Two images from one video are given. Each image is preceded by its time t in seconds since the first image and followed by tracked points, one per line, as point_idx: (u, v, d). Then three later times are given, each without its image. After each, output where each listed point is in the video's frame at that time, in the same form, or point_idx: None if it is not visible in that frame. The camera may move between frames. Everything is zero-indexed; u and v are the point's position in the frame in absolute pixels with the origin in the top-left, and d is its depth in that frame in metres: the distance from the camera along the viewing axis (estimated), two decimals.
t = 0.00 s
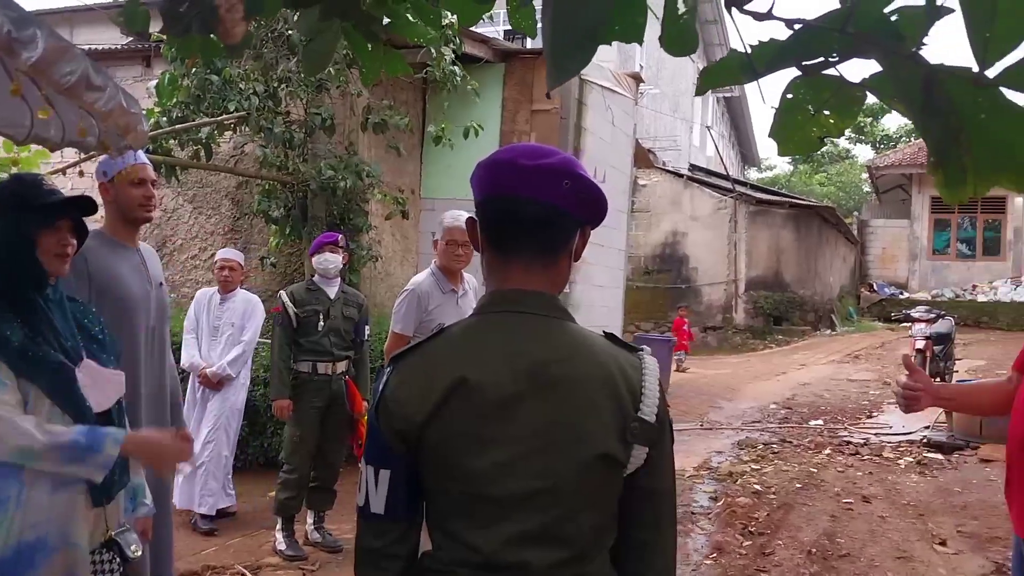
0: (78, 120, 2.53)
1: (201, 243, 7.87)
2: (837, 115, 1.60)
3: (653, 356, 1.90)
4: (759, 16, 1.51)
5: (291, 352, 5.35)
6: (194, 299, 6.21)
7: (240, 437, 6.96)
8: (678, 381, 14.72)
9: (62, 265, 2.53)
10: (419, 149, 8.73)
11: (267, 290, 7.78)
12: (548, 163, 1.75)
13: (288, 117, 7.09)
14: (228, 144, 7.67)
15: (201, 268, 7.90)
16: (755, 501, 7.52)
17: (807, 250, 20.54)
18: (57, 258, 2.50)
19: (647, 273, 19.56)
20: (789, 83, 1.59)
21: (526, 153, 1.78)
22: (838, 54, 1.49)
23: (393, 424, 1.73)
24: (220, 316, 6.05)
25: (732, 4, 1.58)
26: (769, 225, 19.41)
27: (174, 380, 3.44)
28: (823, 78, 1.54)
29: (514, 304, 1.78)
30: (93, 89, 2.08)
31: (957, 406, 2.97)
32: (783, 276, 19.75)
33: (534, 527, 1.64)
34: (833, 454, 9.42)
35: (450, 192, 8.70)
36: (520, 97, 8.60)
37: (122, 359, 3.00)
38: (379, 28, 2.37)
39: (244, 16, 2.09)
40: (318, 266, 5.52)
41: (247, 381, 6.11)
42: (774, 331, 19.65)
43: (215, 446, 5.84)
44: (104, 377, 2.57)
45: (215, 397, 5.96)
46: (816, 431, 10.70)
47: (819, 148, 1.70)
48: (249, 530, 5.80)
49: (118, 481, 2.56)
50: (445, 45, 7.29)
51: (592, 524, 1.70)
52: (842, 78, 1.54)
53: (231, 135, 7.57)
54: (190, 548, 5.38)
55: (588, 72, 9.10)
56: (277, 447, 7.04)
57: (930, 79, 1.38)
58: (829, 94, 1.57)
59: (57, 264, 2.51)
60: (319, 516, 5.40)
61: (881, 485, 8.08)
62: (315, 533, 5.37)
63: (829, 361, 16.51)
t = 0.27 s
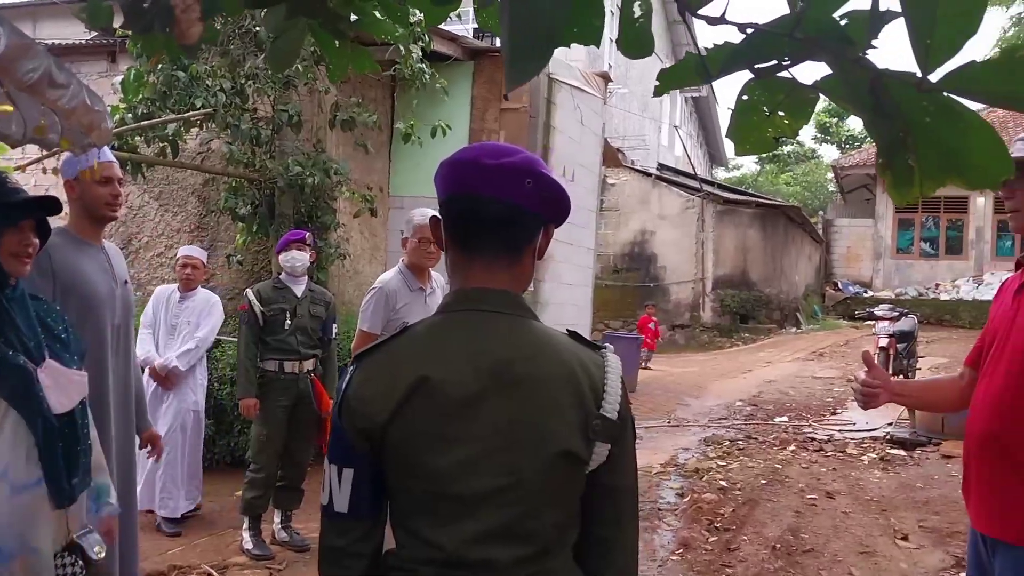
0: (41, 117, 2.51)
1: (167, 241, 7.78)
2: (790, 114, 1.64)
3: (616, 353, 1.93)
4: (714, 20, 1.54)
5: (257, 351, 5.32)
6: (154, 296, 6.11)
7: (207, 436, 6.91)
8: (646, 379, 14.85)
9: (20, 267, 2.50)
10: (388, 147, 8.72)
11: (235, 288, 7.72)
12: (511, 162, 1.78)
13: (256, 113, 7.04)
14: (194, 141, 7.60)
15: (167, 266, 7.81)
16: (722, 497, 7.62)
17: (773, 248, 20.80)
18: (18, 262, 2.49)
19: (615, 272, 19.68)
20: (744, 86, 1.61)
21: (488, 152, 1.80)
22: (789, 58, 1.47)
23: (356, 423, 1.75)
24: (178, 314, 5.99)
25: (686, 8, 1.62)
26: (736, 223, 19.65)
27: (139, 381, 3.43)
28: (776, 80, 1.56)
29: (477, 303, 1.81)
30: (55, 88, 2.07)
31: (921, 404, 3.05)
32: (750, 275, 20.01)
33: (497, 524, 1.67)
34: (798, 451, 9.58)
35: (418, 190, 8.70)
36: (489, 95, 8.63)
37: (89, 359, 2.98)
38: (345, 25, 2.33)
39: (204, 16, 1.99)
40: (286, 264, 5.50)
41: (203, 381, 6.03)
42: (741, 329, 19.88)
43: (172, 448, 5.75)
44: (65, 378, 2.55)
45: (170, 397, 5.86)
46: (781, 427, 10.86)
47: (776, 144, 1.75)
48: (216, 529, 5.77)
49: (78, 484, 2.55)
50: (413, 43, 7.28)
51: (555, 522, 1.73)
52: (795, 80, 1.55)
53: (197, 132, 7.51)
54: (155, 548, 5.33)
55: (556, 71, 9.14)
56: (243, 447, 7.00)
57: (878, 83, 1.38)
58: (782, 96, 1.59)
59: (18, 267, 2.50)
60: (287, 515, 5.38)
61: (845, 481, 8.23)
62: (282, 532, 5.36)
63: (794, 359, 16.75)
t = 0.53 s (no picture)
0: None
1: (129, 237, 7.69)
2: (736, 117, 1.68)
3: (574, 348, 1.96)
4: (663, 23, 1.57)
5: (220, 348, 5.30)
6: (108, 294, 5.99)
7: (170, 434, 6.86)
8: (611, 375, 14.98)
9: None
10: (353, 142, 8.70)
11: (198, 285, 7.66)
12: (466, 160, 1.81)
13: (219, 109, 6.98)
14: (157, 136, 7.52)
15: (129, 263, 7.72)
16: (684, 492, 7.74)
17: (736, 246, 21.06)
18: None
19: (582, 269, 19.79)
20: (692, 87, 1.64)
21: (443, 150, 1.83)
22: (733, 61, 1.47)
23: (314, 421, 1.77)
24: (139, 311, 5.93)
25: (635, 11, 1.65)
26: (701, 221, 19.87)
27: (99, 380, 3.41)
28: (724, 83, 1.58)
29: (435, 300, 1.84)
30: (15, 83, 2.14)
31: (877, 402, 3.14)
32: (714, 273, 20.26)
33: (454, 518, 1.70)
34: (759, 446, 9.74)
35: (383, 186, 8.70)
36: (454, 92, 8.66)
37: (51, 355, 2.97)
38: (309, 22, 2.26)
39: (161, 15, 1.85)
40: (249, 261, 5.46)
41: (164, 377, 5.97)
42: (705, 326, 20.12)
43: (137, 449, 5.68)
44: (24, 378, 2.52)
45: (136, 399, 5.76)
46: (743, 423, 11.03)
47: (722, 144, 1.80)
48: (178, 527, 5.74)
49: (33, 483, 2.54)
50: (378, 39, 7.27)
51: (513, 516, 1.76)
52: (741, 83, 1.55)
53: (160, 127, 7.43)
54: (117, 548, 5.29)
55: (522, 68, 9.17)
56: (207, 445, 6.96)
57: (820, 85, 1.37)
58: (728, 99, 1.63)
59: None
60: (251, 513, 5.37)
61: (805, 476, 8.39)
62: (246, 530, 5.34)
63: (757, 355, 17.00)
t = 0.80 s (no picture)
0: None
1: (88, 233, 7.59)
2: (678, 115, 1.74)
3: (532, 341, 2.00)
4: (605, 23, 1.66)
5: (180, 345, 5.26)
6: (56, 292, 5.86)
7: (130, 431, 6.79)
8: (575, 371, 15.10)
9: None
10: (315, 138, 8.68)
11: (158, 281, 7.59)
12: (417, 155, 1.84)
13: (179, 104, 6.92)
14: (116, 131, 7.43)
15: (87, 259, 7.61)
16: (646, 485, 7.86)
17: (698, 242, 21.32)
18: None
19: (546, 266, 19.85)
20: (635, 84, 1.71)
21: (395, 146, 1.86)
22: (674, 61, 1.56)
23: (271, 416, 1.82)
24: (92, 311, 5.87)
25: (577, 10, 1.74)
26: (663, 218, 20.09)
27: (57, 377, 3.38)
28: (664, 83, 1.64)
29: (390, 295, 1.88)
30: None
31: (831, 392, 3.23)
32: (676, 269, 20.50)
33: (410, 512, 1.74)
34: (719, 439, 9.90)
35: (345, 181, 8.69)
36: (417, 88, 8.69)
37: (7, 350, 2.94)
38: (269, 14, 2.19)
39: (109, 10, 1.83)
40: (210, 257, 5.44)
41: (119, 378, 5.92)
42: (667, 322, 20.34)
43: (101, 446, 5.61)
44: None
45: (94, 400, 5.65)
46: (704, 417, 11.21)
47: (664, 140, 1.86)
48: (138, 526, 5.70)
49: None
50: (340, 35, 7.27)
51: (470, 508, 1.80)
52: (681, 82, 1.62)
53: (119, 122, 7.35)
54: (76, 547, 5.24)
55: (485, 65, 9.20)
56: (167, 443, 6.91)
57: (752, 86, 1.44)
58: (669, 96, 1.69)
59: None
60: (212, 510, 5.35)
61: (763, 469, 8.56)
62: (207, 527, 5.33)
63: (718, 351, 17.25)
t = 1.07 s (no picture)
0: None
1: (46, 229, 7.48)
2: (627, 116, 1.81)
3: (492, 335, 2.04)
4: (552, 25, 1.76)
5: (142, 342, 5.23)
6: None
7: (90, 430, 6.73)
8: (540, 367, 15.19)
9: None
10: (278, 133, 8.65)
11: (119, 278, 7.51)
12: (374, 149, 1.87)
13: (140, 99, 6.85)
14: (75, 125, 7.34)
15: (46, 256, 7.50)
16: (609, 479, 7.96)
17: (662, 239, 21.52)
18: None
19: (512, 262, 19.92)
20: (584, 84, 1.78)
21: (353, 140, 1.90)
22: (621, 60, 1.64)
23: (230, 412, 1.85)
24: (37, 309, 5.77)
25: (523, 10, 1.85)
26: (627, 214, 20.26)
27: (15, 376, 3.36)
28: (612, 82, 1.71)
29: (349, 289, 1.91)
30: None
31: (779, 386, 3.38)
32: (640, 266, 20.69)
33: (369, 505, 1.78)
34: (682, 433, 10.05)
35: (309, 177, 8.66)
36: (381, 84, 8.70)
37: None
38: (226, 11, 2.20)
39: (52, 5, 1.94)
40: (172, 253, 5.41)
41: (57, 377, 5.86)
42: (632, 318, 20.52)
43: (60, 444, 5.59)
44: None
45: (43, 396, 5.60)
46: (667, 412, 11.36)
47: (614, 142, 1.93)
48: (99, 525, 5.66)
49: None
50: (303, 30, 7.24)
51: (428, 501, 1.84)
52: (629, 81, 1.69)
53: (78, 117, 7.25)
54: (36, 547, 5.19)
55: (449, 61, 9.22)
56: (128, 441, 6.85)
57: (694, 84, 1.51)
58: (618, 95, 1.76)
59: None
60: (175, 508, 5.32)
61: (724, 462, 8.72)
62: (170, 525, 5.30)
63: (681, 346, 17.46)
